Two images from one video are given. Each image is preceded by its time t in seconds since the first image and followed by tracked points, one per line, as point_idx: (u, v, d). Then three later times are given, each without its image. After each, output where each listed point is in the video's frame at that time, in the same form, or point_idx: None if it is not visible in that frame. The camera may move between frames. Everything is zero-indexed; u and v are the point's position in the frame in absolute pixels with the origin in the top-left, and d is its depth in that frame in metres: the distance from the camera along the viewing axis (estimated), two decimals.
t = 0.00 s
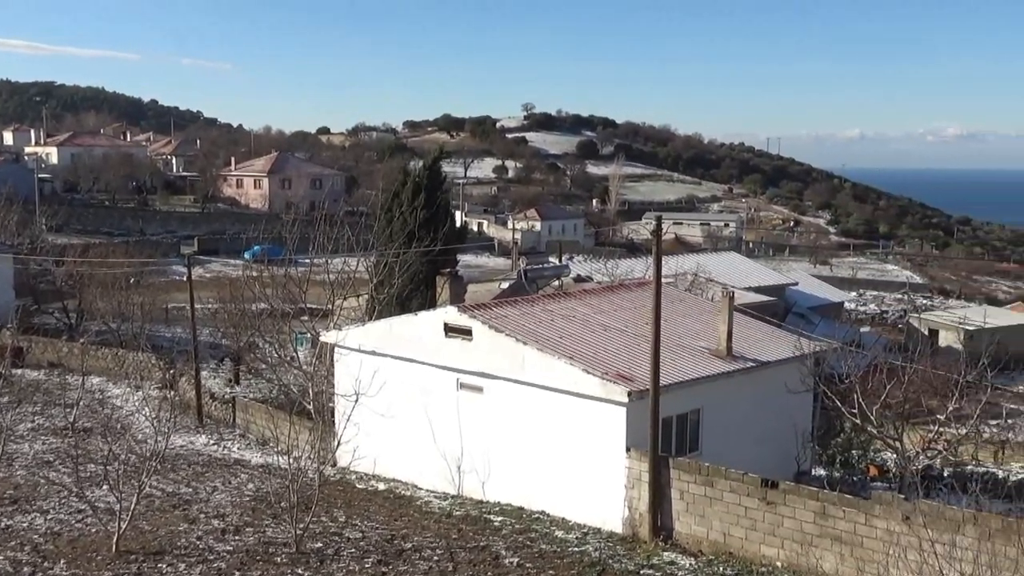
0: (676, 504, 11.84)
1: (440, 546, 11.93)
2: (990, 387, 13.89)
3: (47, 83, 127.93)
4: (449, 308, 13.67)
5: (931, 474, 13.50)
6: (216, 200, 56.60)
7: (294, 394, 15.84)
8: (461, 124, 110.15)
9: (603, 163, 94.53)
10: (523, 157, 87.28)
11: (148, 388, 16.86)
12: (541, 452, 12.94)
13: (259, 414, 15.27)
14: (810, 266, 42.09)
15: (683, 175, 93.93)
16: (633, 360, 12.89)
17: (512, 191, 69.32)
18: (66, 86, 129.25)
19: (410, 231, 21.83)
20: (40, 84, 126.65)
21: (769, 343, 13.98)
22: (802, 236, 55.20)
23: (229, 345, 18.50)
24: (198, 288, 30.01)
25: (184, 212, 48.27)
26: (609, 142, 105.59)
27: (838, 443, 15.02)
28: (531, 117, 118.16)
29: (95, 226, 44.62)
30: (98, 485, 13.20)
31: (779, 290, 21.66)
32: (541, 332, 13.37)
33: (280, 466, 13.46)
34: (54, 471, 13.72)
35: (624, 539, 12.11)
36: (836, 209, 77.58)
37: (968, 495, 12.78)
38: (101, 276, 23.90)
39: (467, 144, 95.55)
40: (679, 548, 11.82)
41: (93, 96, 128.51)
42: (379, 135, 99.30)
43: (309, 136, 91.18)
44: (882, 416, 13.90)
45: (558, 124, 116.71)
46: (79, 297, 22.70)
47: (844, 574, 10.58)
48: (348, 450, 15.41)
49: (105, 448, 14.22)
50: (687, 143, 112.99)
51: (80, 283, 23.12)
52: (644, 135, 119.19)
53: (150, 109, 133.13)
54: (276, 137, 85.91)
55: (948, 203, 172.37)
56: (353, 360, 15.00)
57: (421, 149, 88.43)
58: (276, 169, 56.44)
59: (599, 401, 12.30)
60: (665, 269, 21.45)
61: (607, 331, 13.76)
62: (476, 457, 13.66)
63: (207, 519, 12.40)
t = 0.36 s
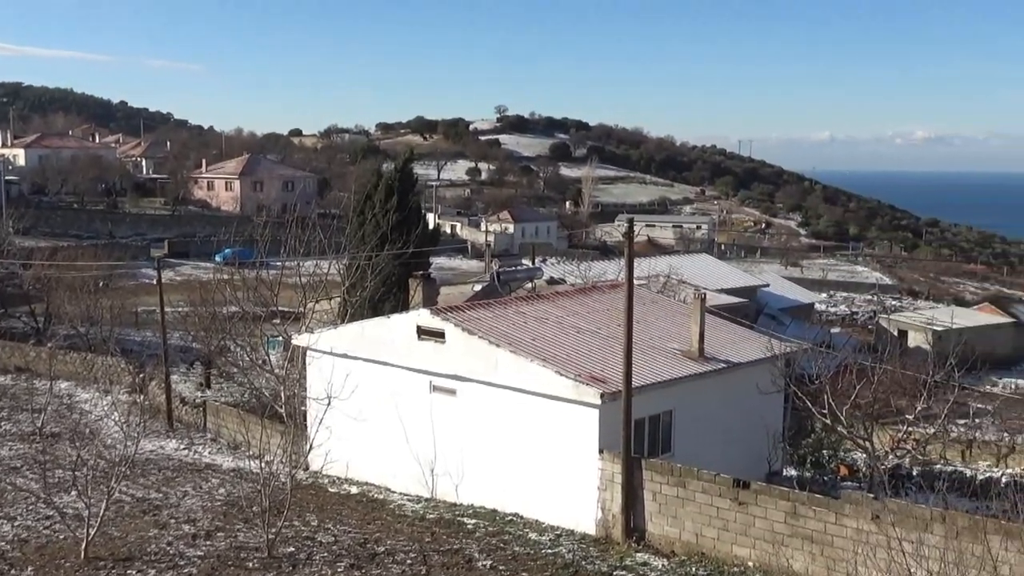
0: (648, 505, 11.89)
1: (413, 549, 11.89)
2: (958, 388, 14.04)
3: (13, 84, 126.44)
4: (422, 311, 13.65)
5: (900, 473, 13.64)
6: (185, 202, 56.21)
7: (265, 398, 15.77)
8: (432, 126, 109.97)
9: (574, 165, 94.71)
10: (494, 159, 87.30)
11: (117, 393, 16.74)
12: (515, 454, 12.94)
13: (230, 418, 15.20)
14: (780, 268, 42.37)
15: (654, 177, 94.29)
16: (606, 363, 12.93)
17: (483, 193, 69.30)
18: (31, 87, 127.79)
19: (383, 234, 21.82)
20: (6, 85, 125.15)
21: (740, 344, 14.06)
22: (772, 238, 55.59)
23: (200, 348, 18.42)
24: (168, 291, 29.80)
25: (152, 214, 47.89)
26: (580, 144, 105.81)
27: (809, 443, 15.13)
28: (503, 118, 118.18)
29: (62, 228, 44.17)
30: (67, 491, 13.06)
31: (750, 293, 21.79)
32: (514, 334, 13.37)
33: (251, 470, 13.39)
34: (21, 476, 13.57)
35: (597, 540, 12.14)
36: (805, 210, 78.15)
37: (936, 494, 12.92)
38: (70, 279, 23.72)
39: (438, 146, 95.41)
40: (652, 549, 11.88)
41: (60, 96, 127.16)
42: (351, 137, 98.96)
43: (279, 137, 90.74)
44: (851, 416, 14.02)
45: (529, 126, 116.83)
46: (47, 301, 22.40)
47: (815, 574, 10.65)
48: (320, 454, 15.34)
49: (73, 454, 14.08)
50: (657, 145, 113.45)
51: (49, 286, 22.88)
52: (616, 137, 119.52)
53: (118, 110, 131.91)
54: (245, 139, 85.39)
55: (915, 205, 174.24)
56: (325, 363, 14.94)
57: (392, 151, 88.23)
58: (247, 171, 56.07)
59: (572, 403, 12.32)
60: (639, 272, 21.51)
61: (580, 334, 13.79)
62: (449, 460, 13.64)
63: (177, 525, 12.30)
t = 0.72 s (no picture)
0: (612, 505, 11.93)
1: (377, 551, 11.84)
2: (917, 388, 14.22)
3: None
4: (386, 312, 13.62)
5: (860, 473, 13.79)
6: (147, 203, 55.74)
7: (227, 400, 15.73)
8: (398, 127, 109.73)
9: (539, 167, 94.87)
10: (460, 161, 87.27)
11: (76, 395, 16.64)
12: (478, 455, 12.95)
13: (191, 421, 15.16)
14: (742, 269, 42.71)
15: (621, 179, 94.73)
16: (569, 363, 12.97)
17: (449, 195, 69.28)
18: None
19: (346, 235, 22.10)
20: None
21: (702, 345, 14.16)
22: (736, 239, 56.05)
23: (161, 351, 18.36)
24: (128, 293, 29.56)
25: (114, 215, 47.45)
26: (546, 146, 106.04)
27: (771, 443, 15.26)
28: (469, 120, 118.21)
29: (21, 229, 43.63)
30: (25, 496, 12.94)
31: (712, 294, 21.97)
32: (477, 335, 13.38)
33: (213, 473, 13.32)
34: None
35: (561, 541, 12.17)
36: (768, 212, 78.80)
37: (895, 492, 13.07)
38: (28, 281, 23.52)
39: (404, 147, 95.20)
40: (615, 549, 11.92)
41: (20, 96, 125.52)
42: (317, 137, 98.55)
43: (245, 138, 90.16)
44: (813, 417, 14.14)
45: (496, 128, 116.98)
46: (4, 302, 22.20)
47: (776, 573, 10.73)
48: (283, 456, 15.28)
49: (31, 457, 13.94)
50: (623, 148, 114.01)
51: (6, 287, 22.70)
52: (582, 138, 119.86)
53: (80, 110, 130.58)
54: (208, 140, 84.74)
55: (877, 207, 176.12)
56: (287, 365, 14.89)
57: (358, 152, 87.91)
58: (210, 171, 55.74)
59: (536, 404, 12.33)
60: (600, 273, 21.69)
61: (544, 335, 13.82)
62: (412, 461, 13.63)
63: (138, 528, 12.19)
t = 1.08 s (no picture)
0: (579, 505, 11.97)
1: (343, 553, 11.78)
2: (881, 387, 14.40)
3: None
4: (352, 313, 13.57)
5: (825, 472, 13.93)
6: (111, 203, 55.12)
7: (192, 402, 15.63)
8: (365, 127, 109.38)
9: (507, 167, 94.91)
10: (427, 161, 87.15)
11: (38, 398, 16.49)
12: (445, 456, 12.93)
13: (155, 423, 15.06)
14: (708, 269, 43.02)
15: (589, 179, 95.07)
16: (537, 364, 12.99)
17: (417, 195, 69.16)
18: None
19: (313, 235, 22.25)
20: None
21: (669, 345, 14.24)
22: (702, 240, 56.45)
23: (125, 352, 18.21)
24: (90, 294, 29.22)
25: (76, 215, 46.89)
26: (514, 146, 106.13)
27: (736, 443, 15.37)
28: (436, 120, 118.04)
29: None
30: None
31: (680, 294, 22.14)
32: (445, 336, 13.37)
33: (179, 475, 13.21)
34: None
35: (528, 541, 12.18)
36: (734, 213, 79.47)
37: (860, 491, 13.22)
38: None
39: (371, 147, 94.84)
40: (583, 549, 11.96)
41: None
42: (283, 137, 98.01)
43: (209, 137, 89.35)
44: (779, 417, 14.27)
45: (463, 129, 116.93)
46: None
47: (742, 571, 10.79)
48: (249, 458, 15.19)
49: None
50: (590, 148, 114.45)
51: None
52: (550, 139, 120.08)
53: (41, 108, 128.88)
54: (173, 139, 83.94)
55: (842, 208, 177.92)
56: (254, 366, 14.80)
57: (325, 152, 87.49)
58: (174, 171, 55.16)
59: (503, 404, 12.33)
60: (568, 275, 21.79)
61: (511, 335, 13.84)
62: (380, 463, 13.59)
63: (101, 532, 12.05)
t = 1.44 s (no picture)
0: (543, 505, 11.99)
1: (306, 555, 11.70)
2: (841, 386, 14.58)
3: None
4: (315, 313, 13.52)
5: (786, 471, 14.07)
6: (70, 202, 54.39)
7: (153, 404, 15.52)
8: (329, 127, 108.85)
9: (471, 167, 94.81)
10: (391, 161, 86.90)
11: None
12: (409, 456, 12.91)
13: (115, 425, 14.94)
14: (671, 269, 43.28)
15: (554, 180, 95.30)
16: (500, 364, 13.01)
17: (381, 195, 68.95)
18: None
19: (276, 235, 22.33)
20: None
21: (633, 345, 14.32)
22: (665, 240, 56.81)
23: (85, 354, 18.04)
24: (47, 296, 28.85)
25: (34, 215, 46.23)
26: (479, 146, 106.11)
27: (699, 442, 15.49)
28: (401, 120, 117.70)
29: None
30: None
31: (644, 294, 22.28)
32: (408, 336, 13.35)
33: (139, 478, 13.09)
34: None
35: (492, 541, 12.19)
36: (698, 213, 80.00)
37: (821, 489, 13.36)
38: None
39: (335, 146, 94.33)
40: (546, 549, 11.98)
41: None
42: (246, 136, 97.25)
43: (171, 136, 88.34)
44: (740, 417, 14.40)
45: (428, 128, 116.70)
46: None
47: (705, 570, 10.86)
48: (210, 460, 15.08)
49: None
50: (554, 148, 114.71)
51: None
52: (514, 139, 120.15)
53: None
54: (134, 138, 82.97)
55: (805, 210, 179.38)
56: (216, 367, 14.71)
57: (290, 151, 86.93)
58: (135, 170, 54.72)
59: (467, 405, 12.33)
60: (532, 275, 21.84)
61: (475, 335, 13.86)
62: (342, 463, 13.54)
63: (58, 535, 11.90)
